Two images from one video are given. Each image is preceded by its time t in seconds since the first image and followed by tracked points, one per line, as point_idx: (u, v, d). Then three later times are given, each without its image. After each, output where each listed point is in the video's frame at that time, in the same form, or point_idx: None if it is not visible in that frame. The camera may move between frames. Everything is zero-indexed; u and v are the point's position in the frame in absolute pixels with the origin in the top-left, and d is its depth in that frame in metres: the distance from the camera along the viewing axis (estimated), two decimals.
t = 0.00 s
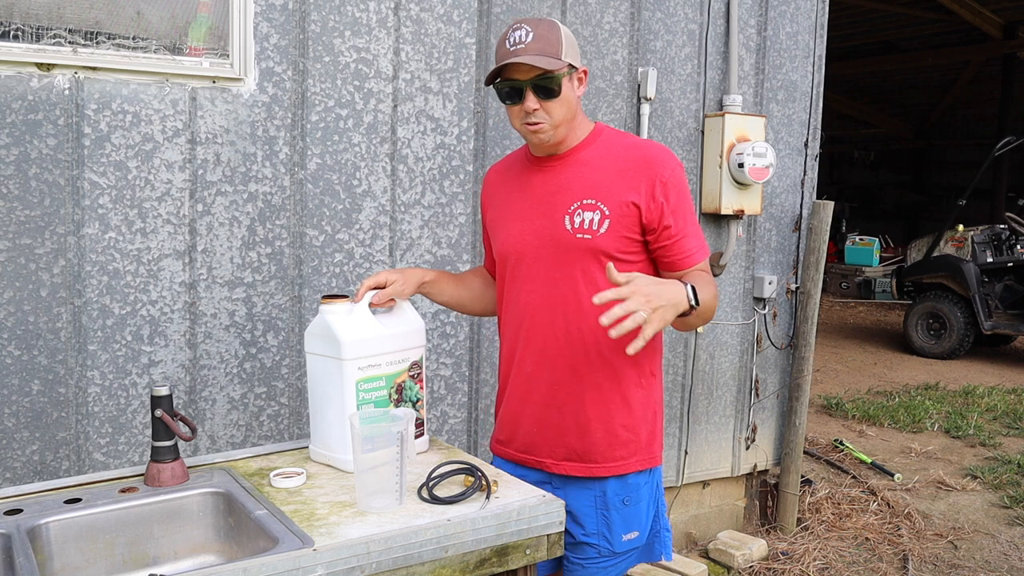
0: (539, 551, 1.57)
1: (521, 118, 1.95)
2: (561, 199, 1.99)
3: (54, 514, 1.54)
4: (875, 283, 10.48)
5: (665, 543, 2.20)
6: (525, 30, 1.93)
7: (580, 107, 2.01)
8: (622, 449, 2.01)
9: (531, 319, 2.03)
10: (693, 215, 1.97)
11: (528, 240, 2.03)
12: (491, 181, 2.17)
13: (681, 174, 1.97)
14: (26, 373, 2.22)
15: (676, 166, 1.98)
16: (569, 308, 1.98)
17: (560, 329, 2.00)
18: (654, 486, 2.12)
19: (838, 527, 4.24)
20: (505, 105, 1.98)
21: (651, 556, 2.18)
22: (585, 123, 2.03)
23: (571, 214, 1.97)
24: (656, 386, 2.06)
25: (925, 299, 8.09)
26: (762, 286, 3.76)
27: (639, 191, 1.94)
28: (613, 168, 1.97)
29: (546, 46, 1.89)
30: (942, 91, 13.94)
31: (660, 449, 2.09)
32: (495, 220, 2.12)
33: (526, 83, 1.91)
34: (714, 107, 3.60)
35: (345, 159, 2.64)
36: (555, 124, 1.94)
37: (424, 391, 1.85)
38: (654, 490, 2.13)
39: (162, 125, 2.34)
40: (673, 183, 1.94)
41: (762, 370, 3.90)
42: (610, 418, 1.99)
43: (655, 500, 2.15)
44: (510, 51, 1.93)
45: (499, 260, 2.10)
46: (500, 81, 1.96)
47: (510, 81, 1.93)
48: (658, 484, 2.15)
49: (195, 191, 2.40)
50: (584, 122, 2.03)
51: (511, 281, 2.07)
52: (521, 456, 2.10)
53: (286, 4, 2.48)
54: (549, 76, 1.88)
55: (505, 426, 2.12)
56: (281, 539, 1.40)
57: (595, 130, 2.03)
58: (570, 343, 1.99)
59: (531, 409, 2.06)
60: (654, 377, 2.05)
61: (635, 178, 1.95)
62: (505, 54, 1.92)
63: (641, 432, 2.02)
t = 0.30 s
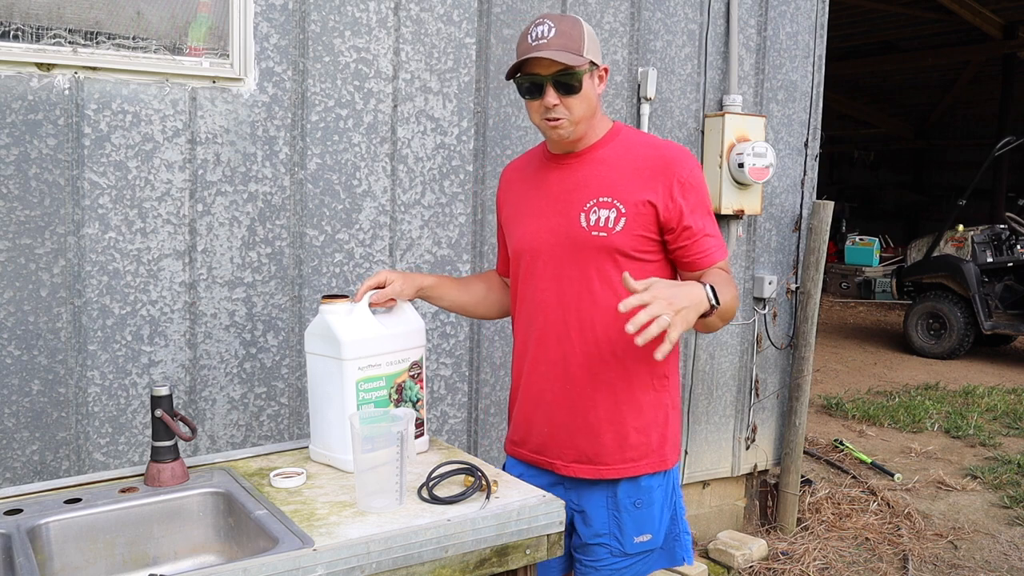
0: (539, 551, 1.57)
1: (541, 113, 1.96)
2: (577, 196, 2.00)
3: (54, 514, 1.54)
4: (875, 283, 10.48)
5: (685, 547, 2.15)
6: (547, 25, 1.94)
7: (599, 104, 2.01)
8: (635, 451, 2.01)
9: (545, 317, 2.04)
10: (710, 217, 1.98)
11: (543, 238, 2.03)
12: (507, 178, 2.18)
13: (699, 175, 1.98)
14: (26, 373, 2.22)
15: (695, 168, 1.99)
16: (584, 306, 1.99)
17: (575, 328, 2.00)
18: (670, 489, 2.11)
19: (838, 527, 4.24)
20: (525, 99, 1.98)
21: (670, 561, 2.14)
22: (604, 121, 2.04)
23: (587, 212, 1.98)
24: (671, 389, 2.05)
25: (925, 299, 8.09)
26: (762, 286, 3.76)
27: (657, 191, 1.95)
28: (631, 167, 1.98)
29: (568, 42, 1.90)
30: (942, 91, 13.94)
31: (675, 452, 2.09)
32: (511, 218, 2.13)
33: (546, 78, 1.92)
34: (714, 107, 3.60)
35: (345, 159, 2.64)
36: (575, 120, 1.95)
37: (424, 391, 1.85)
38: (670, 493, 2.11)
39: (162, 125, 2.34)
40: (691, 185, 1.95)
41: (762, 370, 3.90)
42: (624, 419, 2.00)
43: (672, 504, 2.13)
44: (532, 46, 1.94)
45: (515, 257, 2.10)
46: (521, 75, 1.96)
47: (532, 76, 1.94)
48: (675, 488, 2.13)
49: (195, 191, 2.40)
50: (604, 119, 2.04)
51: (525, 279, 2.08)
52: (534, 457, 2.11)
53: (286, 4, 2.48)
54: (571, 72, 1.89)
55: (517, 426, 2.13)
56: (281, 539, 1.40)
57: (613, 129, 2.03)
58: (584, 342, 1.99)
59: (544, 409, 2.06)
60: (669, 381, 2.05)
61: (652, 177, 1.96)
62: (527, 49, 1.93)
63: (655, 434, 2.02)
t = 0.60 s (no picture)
0: (539, 551, 1.57)
1: (552, 113, 1.96)
2: (590, 197, 2.00)
3: (54, 514, 1.54)
4: (875, 283, 10.49)
5: (707, 546, 2.13)
6: (557, 25, 1.94)
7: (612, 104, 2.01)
8: (651, 453, 2.01)
9: (559, 318, 2.05)
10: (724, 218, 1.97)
11: (556, 239, 2.04)
12: (521, 178, 2.19)
13: (713, 176, 1.97)
14: (26, 373, 2.22)
15: (709, 169, 1.98)
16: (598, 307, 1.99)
17: (588, 329, 2.01)
18: (689, 489, 2.09)
19: (838, 527, 4.24)
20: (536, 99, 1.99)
21: (693, 560, 2.12)
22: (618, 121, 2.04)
23: (600, 213, 1.98)
24: (687, 390, 2.05)
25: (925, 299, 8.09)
26: (762, 286, 3.76)
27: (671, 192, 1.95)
28: (644, 167, 1.98)
29: (578, 42, 1.91)
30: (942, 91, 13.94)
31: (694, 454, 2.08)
32: (524, 218, 2.13)
33: (557, 78, 1.92)
34: (714, 107, 3.60)
35: (345, 159, 2.64)
36: (586, 120, 1.95)
37: (424, 391, 1.85)
38: (690, 492, 2.09)
39: (162, 125, 2.34)
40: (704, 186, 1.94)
41: (762, 370, 3.90)
42: (638, 420, 2.00)
43: (693, 503, 2.10)
44: (542, 46, 1.95)
45: (528, 258, 2.11)
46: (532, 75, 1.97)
47: (542, 75, 1.95)
48: (696, 487, 2.11)
49: (195, 191, 2.40)
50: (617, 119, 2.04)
51: (538, 280, 2.08)
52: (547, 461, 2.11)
53: (286, 4, 2.48)
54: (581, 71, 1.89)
55: (530, 428, 2.13)
56: (281, 539, 1.40)
57: (626, 130, 2.03)
58: (598, 344, 2.00)
59: (557, 411, 2.07)
60: (685, 382, 2.05)
61: (666, 178, 1.96)
62: (537, 48, 1.94)
63: (671, 436, 2.02)
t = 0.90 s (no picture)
0: (539, 551, 1.57)
1: (553, 120, 1.97)
2: (597, 199, 2.01)
3: (54, 514, 1.54)
4: (875, 283, 10.49)
5: (720, 546, 2.12)
6: (552, 32, 1.95)
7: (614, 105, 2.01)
8: (662, 453, 2.00)
9: (568, 320, 2.05)
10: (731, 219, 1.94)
11: (564, 241, 2.05)
12: (530, 178, 2.20)
13: (719, 176, 1.95)
14: (26, 373, 2.22)
15: (716, 168, 1.95)
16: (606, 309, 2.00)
17: (597, 331, 2.01)
18: (701, 489, 2.09)
19: (838, 527, 4.24)
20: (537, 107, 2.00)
21: (705, 561, 2.12)
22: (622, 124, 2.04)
23: (607, 214, 1.99)
24: (698, 390, 2.05)
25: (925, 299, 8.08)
26: (762, 286, 3.76)
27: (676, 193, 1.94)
28: (650, 168, 1.97)
29: (572, 47, 1.92)
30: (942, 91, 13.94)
31: (706, 454, 2.07)
32: (533, 219, 2.15)
33: (554, 84, 1.92)
34: (714, 107, 3.60)
35: (345, 158, 2.64)
36: (588, 124, 1.95)
37: (424, 391, 1.85)
38: (702, 492, 2.09)
39: (162, 125, 2.34)
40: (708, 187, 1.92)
41: (762, 370, 3.90)
42: (649, 421, 1.99)
43: (705, 503, 2.10)
44: (538, 53, 1.96)
45: (537, 259, 2.12)
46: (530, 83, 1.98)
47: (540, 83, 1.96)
48: (708, 487, 2.11)
49: (195, 191, 2.40)
50: (621, 121, 2.03)
51: (547, 282, 2.09)
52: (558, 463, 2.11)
53: (286, 4, 2.48)
54: (576, 76, 1.89)
55: (541, 430, 2.14)
56: (281, 539, 1.40)
57: (633, 131, 2.03)
58: (607, 345, 2.00)
59: (567, 413, 2.07)
60: (696, 381, 2.04)
61: (671, 179, 1.95)
62: (534, 57, 1.95)
63: (682, 436, 2.01)
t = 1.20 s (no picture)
0: (539, 551, 1.57)
1: (560, 118, 1.97)
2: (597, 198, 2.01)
3: (54, 514, 1.54)
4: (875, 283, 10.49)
5: (719, 548, 2.12)
6: (560, 29, 1.95)
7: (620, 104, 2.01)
8: (658, 453, 2.00)
9: (567, 318, 2.06)
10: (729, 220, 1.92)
11: (564, 239, 2.06)
12: (535, 177, 2.21)
13: (719, 176, 1.94)
14: (26, 373, 2.22)
15: (715, 168, 1.94)
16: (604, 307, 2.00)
17: (595, 330, 2.01)
18: (700, 490, 2.08)
19: (838, 527, 4.24)
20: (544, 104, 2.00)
21: (704, 562, 2.11)
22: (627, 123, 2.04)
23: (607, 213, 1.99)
24: (696, 391, 2.04)
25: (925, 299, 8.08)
26: (762, 286, 3.76)
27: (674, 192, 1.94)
28: (651, 167, 1.97)
29: (581, 44, 1.91)
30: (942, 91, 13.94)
31: (705, 455, 2.07)
32: (536, 218, 2.16)
33: (562, 81, 1.92)
34: (714, 107, 3.60)
35: (345, 159, 2.64)
36: (595, 122, 1.95)
37: (424, 391, 1.85)
38: (701, 494, 2.09)
39: (162, 125, 2.34)
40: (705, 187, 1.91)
41: (762, 370, 3.90)
42: (645, 421, 1.99)
43: (704, 504, 2.10)
44: (546, 51, 1.95)
45: (539, 257, 2.13)
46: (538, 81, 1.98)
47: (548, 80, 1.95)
48: (708, 488, 2.10)
49: (195, 191, 2.40)
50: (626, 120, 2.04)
51: (548, 280, 2.10)
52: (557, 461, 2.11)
53: (286, 4, 2.48)
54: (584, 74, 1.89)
55: (541, 427, 2.15)
56: (281, 539, 1.40)
57: (637, 130, 2.03)
58: (605, 344, 2.00)
59: (565, 411, 2.08)
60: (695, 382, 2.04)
61: (671, 178, 1.95)
62: (542, 53, 1.94)
63: (679, 437, 2.01)
